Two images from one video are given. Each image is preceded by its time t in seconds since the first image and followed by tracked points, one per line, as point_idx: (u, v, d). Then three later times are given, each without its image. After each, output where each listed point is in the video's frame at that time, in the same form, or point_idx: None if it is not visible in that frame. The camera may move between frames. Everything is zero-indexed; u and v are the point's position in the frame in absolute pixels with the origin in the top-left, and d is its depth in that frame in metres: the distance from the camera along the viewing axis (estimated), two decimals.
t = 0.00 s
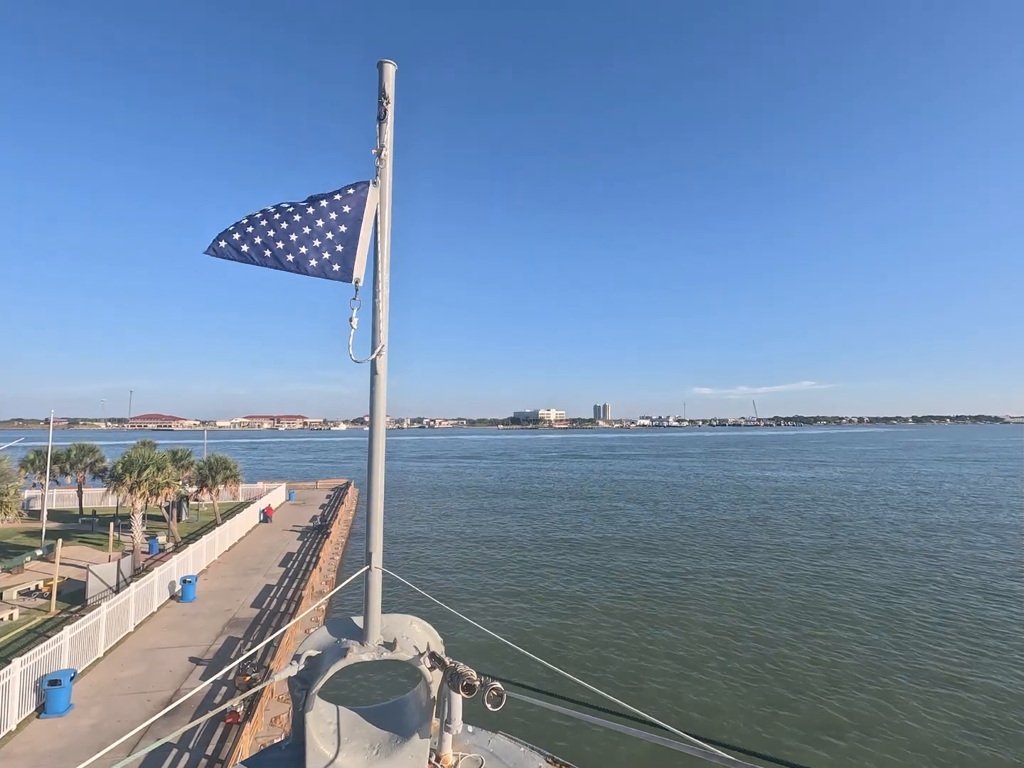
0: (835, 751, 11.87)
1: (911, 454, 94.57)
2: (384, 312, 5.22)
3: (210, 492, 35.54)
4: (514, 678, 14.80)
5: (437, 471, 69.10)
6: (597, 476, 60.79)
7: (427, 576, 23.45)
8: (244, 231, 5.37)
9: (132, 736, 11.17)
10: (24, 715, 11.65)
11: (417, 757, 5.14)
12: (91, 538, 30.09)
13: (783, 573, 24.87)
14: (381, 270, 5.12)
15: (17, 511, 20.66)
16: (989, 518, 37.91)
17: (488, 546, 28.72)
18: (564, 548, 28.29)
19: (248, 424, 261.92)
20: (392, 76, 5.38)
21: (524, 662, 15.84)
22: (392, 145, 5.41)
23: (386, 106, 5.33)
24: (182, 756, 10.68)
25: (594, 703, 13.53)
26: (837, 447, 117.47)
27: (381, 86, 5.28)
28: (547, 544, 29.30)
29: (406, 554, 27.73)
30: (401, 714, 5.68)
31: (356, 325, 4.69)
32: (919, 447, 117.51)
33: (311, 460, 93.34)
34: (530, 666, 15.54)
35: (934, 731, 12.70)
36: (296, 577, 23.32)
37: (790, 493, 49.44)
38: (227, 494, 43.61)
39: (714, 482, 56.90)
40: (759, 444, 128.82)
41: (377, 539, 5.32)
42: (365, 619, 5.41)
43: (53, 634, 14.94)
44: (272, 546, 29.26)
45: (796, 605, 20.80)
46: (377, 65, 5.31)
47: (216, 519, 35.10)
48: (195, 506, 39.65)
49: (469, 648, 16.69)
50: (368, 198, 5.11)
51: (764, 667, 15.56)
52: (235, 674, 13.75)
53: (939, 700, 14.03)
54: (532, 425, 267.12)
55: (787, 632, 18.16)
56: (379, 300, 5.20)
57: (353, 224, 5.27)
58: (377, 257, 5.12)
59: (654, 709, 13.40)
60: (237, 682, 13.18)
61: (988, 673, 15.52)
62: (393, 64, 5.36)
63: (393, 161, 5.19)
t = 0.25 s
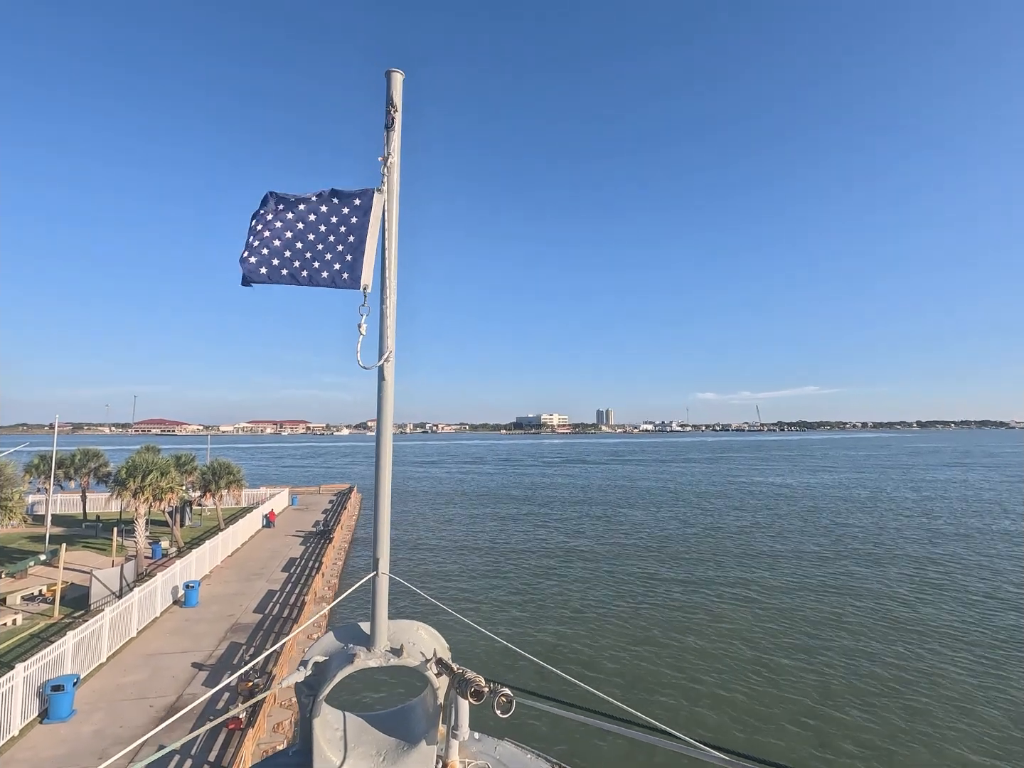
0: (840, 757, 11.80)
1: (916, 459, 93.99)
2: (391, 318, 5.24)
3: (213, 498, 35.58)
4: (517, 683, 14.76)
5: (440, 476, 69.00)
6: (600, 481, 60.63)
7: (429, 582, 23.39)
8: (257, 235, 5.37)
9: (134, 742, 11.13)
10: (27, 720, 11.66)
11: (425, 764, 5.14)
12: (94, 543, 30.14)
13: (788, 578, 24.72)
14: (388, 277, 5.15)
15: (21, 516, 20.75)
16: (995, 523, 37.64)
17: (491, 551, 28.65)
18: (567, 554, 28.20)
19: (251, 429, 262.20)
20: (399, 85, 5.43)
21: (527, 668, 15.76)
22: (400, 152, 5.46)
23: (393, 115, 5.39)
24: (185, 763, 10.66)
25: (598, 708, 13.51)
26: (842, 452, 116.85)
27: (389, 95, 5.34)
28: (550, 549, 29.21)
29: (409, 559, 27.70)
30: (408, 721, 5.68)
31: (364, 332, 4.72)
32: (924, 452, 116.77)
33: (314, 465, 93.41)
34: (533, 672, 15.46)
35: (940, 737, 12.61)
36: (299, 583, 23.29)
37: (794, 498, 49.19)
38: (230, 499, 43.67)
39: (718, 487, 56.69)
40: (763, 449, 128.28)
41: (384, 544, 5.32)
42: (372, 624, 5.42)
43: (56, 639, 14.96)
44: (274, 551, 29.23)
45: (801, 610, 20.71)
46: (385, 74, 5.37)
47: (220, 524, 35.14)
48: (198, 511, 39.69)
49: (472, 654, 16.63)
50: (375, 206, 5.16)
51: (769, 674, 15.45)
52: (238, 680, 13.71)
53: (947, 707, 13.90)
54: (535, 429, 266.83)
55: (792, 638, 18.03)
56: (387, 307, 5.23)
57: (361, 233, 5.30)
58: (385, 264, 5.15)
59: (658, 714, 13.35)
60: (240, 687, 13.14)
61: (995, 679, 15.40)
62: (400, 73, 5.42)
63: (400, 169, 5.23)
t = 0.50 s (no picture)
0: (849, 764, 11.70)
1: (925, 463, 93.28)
2: (401, 324, 5.28)
3: (219, 501, 35.73)
4: (522, 688, 14.72)
5: (445, 480, 69.01)
6: (605, 485, 60.48)
7: (436, 586, 23.41)
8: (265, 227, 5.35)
9: (141, 744, 11.15)
10: (36, 722, 11.73)
11: None
12: (102, 546, 30.34)
13: (795, 584, 24.57)
14: (397, 282, 5.20)
15: (30, 519, 20.91)
16: (1005, 528, 37.29)
17: (496, 556, 28.61)
18: (574, 558, 28.14)
19: (257, 432, 263.22)
20: (409, 92, 5.48)
21: (533, 673, 15.70)
22: (410, 159, 5.51)
23: (404, 121, 5.43)
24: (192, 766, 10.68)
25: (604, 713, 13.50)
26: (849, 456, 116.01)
27: (399, 102, 5.39)
28: (556, 554, 29.14)
29: (414, 563, 27.70)
30: (417, 725, 5.68)
31: (374, 337, 4.75)
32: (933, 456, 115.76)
33: (321, 469, 93.73)
34: (539, 677, 15.41)
35: (951, 745, 12.47)
36: (305, 586, 23.32)
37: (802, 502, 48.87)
38: (236, 502, 43.83)
39: (724, 491, 56.46)
40: (769, 452, 127.62)
41: (393, 548, 5.35)
42: (382, 628, 5.42)
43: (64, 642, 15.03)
44: (280, 554, 29.29)
45: (809, 615, 20.56)
46: (395, 81, 5.42)
47: (226, 528, 35.27)
48: (204, 514, 39.87)
49: (478, 658, 16.59)
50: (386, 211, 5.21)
51: (777, 679, 15.34)
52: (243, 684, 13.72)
53: (956, 714, 13.78)
54: (540, 433, 266.66)
55: (800, 643, 17.90)
56: (397, 313, 5.27)
57: (370, 238, 5.37)
58: (394, 269, 5.20)
59: (664, 720, 13.28)
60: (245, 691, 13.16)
61: (1007, 686, 15.23)
62: (411, 81, 5.47)
63: (411, 175, 5.28)
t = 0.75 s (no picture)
0: None
1: (936, 467, 92.31)
2: (413, 328, 5.32)
3: (229, 504, 35.96)
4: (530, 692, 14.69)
5: (452, 483, 69.03)
6: (613, 488, 60.35)
7: (444, 589, 23.45)
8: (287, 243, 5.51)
9: (151, 745, 11.22)
10: (47, 723, 11.85)
11: None
12: (113, 548, 30.59)
13: (806, 588, 24.37)
14: (411, 287, 5.23)
15: (43, 521, 21.14)
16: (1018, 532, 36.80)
17: (505, 559, 28.58)
18: (582, 561, 28.07)
19: (265, 435, 264.74)
20: (421, 99, 5.53)
21: (541, 677, 15.67)
22: (422, 166, 5.56)
23: (415, 128, 5.48)
24: None
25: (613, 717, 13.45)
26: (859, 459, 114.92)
27: (411, 109, 5.44)
28: (564, 557, 29.09)
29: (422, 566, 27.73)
30: (429, 729, 5.70)
31: (387, 342, 4.79)
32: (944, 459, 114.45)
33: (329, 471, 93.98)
34: (547, 681, 15.37)
35: (965, 751, 12.32)
36: (313, 589, 23.40)
37: (812, 506, 48.50)
38: (245, 505, 44.09)
39: (732, 494, 56.13)
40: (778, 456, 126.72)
41: (406, 552, 5.36)
42: (394, 632, 5.45)
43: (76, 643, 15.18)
44: (289, 557, 29.41)
45: (820, 619, 20.39)
46: (407, 88, 5.47)
47: (235, 530, 35.48)
48: (214, 517, 40.10)
49: (486, 661, 16.57)
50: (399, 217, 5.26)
51: (788, 684, 15.21)
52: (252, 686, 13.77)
53: (970, 720, 13.60)
54: (547, 436, 266.32)
55: (811, 648, 17.74)
56: (409, 318, 5.31)
57: (386, 246, 5.41)
58: (407, 275, 5.24)
59: (673, 724, 13.21)
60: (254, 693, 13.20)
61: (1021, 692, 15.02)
62: (423, 88, 5.52)
63: (422, 182, 5.33)
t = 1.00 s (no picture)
0: None
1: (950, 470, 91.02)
2: (427, 331, 5.34)
3: (239, 506, 36.21)
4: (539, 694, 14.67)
5: (461, 485, 69.05)
6: (621, 491, 60.09)
7: (453, 591, 23.51)
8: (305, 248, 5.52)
9: (162, 745, 11.31)
10: (61, 722, 11.98)
11: None
12: (125, 550, 30.92)
13: (818, 591, 24.19)
14: (427, 291, 5.27)
15: (56, 522, 21.40)
16: None
17: (514, 562, 28.59)
18: (591, 564, 28.04)
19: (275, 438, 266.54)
20: (434, 104, 5.57)
21: (550, 679, 15.65)
22: (435, 170, 5.59)
23: (429, 133, 5.52)
24: None
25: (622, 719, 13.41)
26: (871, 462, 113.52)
27: (424, 115, 5.48)
28: (573, 560, 29.06)
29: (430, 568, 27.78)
30: (442, 731, 5.72)
31: (402, 346, 4.81)
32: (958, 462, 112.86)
33: (338, 474, 94.44)
34: (556, 684, 15.35)
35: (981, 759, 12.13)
36: (322, 591, 23.51)
37: (823, 509, 48.13)
38: (255, 507, 44.38)
39: (742, 497, 55.72)
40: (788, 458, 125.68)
41: (419, 554, 5.39)
42: (408, 634, 5.47)
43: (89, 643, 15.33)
44: (298, 559, 29.57)
45: (831, 623, 20.19)
46: (420, 94, 5.52)
47: (245, 532, 35.72)
48: (224, 519, 40.41)
49: (494, 663, 16.57)
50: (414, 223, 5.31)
51: (798, 688, 15.09)
52: (262, 687, 13.83)
53: (986, 726, 13.40)
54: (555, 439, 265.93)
55: (822, 652, 17.58)
56: (423, 321, 5.33)
57: (401, 251, 5.48)
58: (423, 278, 5.27)
59: (683, 728, 13.13)
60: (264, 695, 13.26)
61: None
62: (435, 93, 5.56)
63: (435, 186, 5.36)
